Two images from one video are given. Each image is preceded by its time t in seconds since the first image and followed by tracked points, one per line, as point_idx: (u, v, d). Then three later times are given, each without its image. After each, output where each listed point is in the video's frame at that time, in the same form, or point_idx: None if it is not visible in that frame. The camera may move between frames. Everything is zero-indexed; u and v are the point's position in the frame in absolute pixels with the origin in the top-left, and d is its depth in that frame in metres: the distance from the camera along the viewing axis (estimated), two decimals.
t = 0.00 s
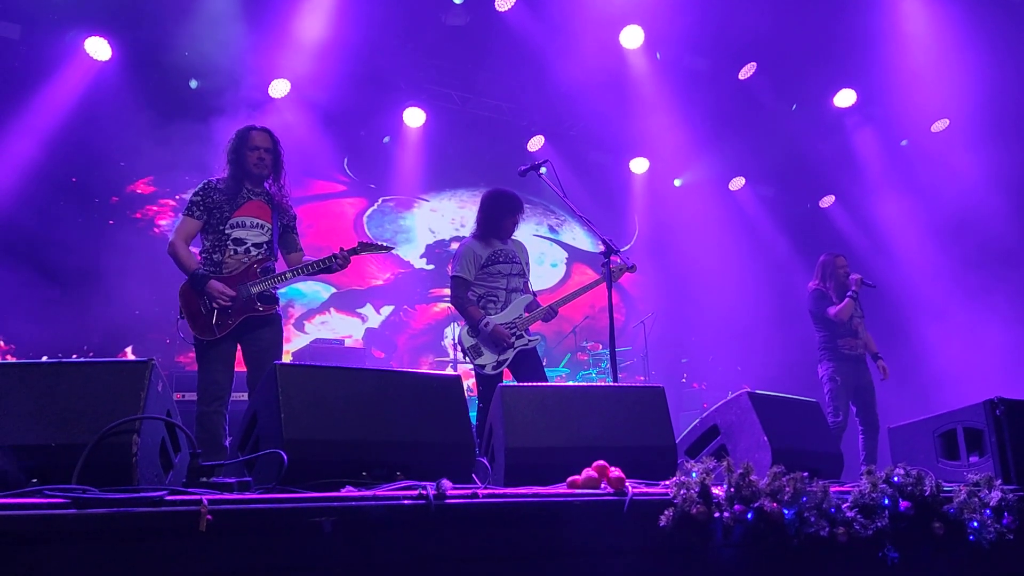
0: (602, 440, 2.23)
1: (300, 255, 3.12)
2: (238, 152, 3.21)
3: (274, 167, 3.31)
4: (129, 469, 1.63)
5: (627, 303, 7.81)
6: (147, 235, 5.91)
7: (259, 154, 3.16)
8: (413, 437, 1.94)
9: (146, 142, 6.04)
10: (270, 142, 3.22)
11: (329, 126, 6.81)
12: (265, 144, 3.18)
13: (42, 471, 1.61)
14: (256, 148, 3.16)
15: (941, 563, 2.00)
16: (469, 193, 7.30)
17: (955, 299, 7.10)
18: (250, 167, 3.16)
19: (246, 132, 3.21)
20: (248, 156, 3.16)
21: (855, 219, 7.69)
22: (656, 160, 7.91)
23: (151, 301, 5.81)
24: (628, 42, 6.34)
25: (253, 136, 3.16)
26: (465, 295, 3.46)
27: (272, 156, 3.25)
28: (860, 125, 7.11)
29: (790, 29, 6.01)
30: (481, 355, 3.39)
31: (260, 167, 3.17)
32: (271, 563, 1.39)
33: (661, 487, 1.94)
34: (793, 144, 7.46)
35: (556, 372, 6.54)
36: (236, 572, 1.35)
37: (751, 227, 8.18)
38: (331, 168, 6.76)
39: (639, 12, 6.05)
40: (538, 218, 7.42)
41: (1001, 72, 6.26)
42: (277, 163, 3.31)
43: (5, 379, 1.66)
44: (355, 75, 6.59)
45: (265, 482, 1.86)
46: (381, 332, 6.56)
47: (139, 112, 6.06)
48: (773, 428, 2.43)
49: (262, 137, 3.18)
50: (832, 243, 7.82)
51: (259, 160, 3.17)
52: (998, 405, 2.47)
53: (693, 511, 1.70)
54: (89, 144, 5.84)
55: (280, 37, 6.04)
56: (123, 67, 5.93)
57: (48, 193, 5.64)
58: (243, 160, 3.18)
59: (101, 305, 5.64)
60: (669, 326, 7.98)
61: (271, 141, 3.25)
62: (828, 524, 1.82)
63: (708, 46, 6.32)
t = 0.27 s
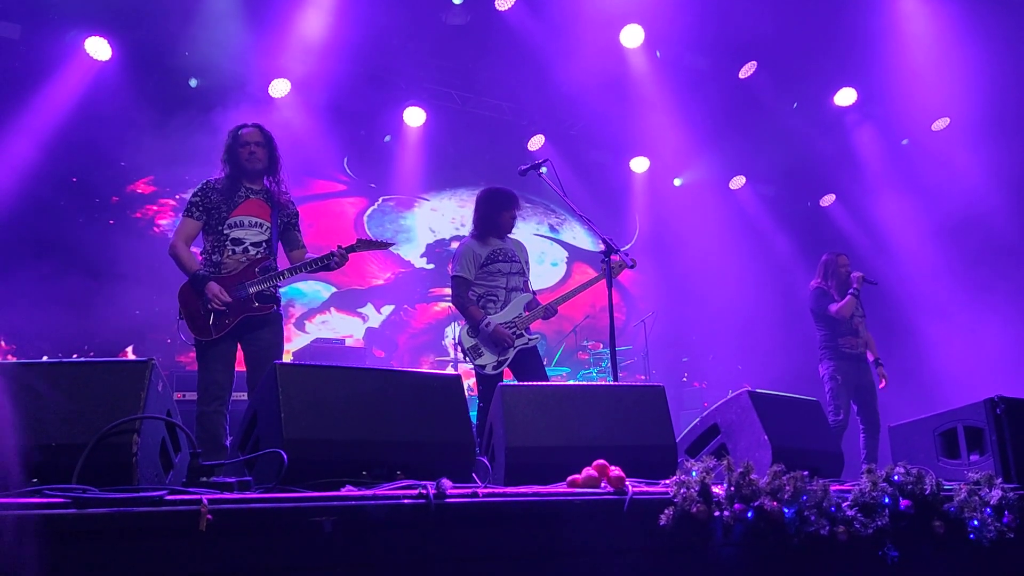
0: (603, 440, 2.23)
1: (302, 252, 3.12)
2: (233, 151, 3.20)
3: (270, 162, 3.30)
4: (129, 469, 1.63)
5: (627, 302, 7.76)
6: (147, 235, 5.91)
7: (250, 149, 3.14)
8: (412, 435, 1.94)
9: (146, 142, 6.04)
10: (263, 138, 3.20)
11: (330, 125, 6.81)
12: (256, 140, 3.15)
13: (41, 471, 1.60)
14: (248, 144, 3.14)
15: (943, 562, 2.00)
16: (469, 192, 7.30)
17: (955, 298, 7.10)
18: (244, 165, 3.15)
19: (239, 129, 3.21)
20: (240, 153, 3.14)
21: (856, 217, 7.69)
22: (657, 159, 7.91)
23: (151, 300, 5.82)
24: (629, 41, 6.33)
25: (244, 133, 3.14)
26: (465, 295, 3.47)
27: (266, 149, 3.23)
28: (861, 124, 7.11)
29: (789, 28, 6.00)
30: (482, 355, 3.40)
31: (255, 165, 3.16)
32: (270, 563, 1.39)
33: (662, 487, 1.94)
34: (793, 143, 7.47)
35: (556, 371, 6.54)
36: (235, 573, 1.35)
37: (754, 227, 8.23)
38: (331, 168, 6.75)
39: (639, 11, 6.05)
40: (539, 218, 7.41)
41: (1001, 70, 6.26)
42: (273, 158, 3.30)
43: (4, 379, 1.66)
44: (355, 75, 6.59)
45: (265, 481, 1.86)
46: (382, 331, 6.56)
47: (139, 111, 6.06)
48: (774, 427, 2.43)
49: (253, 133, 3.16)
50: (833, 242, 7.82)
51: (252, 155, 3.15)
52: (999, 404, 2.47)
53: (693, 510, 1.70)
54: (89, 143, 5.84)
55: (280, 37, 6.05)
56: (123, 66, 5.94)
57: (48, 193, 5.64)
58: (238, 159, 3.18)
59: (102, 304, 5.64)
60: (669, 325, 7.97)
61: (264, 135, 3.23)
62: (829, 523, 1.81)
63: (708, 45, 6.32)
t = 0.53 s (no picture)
0: (604, 439, 2.23)
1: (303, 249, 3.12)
2: (230, 154, 3.22)
3: (268, 161, 3.29)
4: (129, 469, 1.63)
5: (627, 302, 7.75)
6: (147, 235, 5.92)
7: (243, 150, 3.13)
8: (411, 436, 1.94)
9: (147, 142, 6.05)
10: (257, 137, 3.19)
11: (330, 125, 6.81)
12: (249, 140, 3.14)
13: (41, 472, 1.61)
14: (241, 145, 3.14)
15: (942, 563, 1.99)
16: (469, 192, 7.29)
17: (957, 298, 7.09)
18: (239, 167, 3.15)
19: (235, 131, 3.21)
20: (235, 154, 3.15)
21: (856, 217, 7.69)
22: (657, 159, 7.91)
23: (152, 300, 5.83)
24: (629, 41, 6.33)
25: (236, 134, 3.14)
26: (465, 295, 3.47)
27: (262, 149, 3.22)
28: (861, 123, 7.10)
29: (789, 28, 6.00)
30: (483, 355, 3.39)
31: (250, 165, 3.15)
32: (270, 563, 1.39)
33: (662, 487, 1.93)
34: (793, 143, 7.46)
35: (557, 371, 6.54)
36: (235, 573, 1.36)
37: (755, 227, 8.24)
38: (331, 168, 6.75)
39: (639, 11, 6.05)
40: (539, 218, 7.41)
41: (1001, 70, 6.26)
42: (271, 157, 3.29)
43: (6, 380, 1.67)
44: (355, 74, 6.60)
45: (264, 482, 1.86)
46: (383, 331, 6.56)
47: (139, 112, 6.06)
48: (774, 427, 2.42)
49: (246, 133, 3.15)
50: (833, 242, 7.81)
51: (245, 155, 3.15)
52: (999, 404, 2.47)
53: (692, 510, 1.70)
54: (89, 144, 5.84)
55: (281, 37, 6.05)
56: (123, 66, 5.95)
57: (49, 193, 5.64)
58: (234, 161, 3.19)
59: (102, 305, 5.64)
60: (670, 325, 7.96)
61: (259, 135, 3.22)
62: (829, 523, 1.81)
63: (709, 44, 6.31)
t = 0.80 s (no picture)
0: (605, 441, 2.23)
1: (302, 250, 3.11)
2: (229, 157, 3.22)
3: (266, 162, 3.28)
4: (129, 471, 1.63)
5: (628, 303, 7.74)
6: (148, 237, 5.92)
7: (239, 154, 3.13)
8: (410, 437, 1.94)
9: (148, 143, 6.05)
10: (253, 139, 3.18)
11: (331, 127, 6.81)
12: (244, 143, 3.14)
13: (40, 474, 1.61)
14: (237, 149, 3.14)
15: (943, 565, 1.99)
16: (471, 192, 7.27)
17: (958, 299, 7.08)
18: (237, 169, 3.15)
19: (233, 133, 3.21)
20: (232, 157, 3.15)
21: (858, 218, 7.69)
22: (658, 160, 7.91)
23: (153, 302, 5.83)
24: (630, 42, 6.33)
25: (233, 137, 3.13)
26: (465, 297, 3.47)
27: (260, 150, 3.22)
28: (862, 124, 7.10)
29: (790, 29, 6.01)
30: (485, 357, 3.39)
31: (248, 167, 3.15)
32: (270, 565, 1.39)
33: (663, 489, 1.93)
34: (794, 144, 7.47)
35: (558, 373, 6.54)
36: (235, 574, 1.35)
37: (756, 228, 8.22)
38: (333, 169, 6.74)
39: (641, 12, 6.05)
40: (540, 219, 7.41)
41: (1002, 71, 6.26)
42: (269, 157, 3.28)
43: (5, 381, 1.67)
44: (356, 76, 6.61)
45: (265, 483, 1.85)
46: (384, 333, 6.56)
47: (140, 113, 6.06)
48: (775, 429, 2.42)
49: (241, 137, 3.14)
50: (834, 243, 7.81)
51: (242, 158, 3.14)
52: (1000, 406, 2.47)
53: (694, 512, 1.69)
54: (91, 145, 5.84)
55: (282, 38, 6.07)
56: (125, 68, 5.96)
57: (50, 194, 5.64)
58: (233, 163, 3.19)
59: (103, 306, 5.64)
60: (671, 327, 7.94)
61: (256, 136, 3.21)
62: (830, 525, 1.81)
63: (710, 46, 6.31)
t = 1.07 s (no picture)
0: (607, 444, 2.23)
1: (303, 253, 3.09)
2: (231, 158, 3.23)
3: (268, 164, 3.28)
4: (132, 473, 1.64)
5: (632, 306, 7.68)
6: (151, 238, 5.92)
7: (240, 157, 3.13)
8: (412, 440, 1.94)
9: (151, 145, 6.06)
10: (255, 141, 3.18)
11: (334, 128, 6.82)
12: (246, 144, 3.14)
13: (43, 475, 1.62)
14: (238, 151, 3.14)
15: (946, 569, 1.98)
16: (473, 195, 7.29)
17: (962, 302, 7.06)
18: (238, 171, 3.15)
19: (235, 134, 3.22)
20: (234, 159, 3.15)
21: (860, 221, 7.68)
22: (661, 162, 7.91)
23: (156, 303, 5.83)
24: (633, 45, 6.34)
25: (234, 139, 3.14)
26: (469, 299, 3.47)
27: (262, 152, 3.22)
28: (865, 127, 7.09)
29: (793, 31, 6.00)
30: (487, 359, 3.39)
31: (249, 169, 3.15)
32: (272, 567, 1.39)
33: (664, 492, 1.93)
34: (797, 146, 7.46)
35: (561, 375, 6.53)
36: None
37: (757, 230, 8.24)
38: (335, 171, 6.75)
39: (643, 15, 6.06)
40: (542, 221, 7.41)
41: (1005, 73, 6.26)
42: (271, 159, 3.28)
43: (8, 382, 1.67)
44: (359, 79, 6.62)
45: (266, 486, 1.86)
46: (386, 335, 6.55)
47: (144, 115, 6.07)
48: (776, 433, 2.42)
49: (243, 139, 3.15)
50: (837, 245, 7.80)
51: (243, 160, 3.14)
52: (1003, 410, 2.47)
53: (696, 516, 1.69)
54: (94, 147, 5.85)
55: (285, 40, 6.08)
56: (128, 70, 5.97)
57: (53, 196, 5.65)
58: (235, 165, 3.20)
59: (106, 308, 5.64)
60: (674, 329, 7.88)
61: (258, 138, 3.22)
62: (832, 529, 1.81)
63: (713, 48, 6.31)
